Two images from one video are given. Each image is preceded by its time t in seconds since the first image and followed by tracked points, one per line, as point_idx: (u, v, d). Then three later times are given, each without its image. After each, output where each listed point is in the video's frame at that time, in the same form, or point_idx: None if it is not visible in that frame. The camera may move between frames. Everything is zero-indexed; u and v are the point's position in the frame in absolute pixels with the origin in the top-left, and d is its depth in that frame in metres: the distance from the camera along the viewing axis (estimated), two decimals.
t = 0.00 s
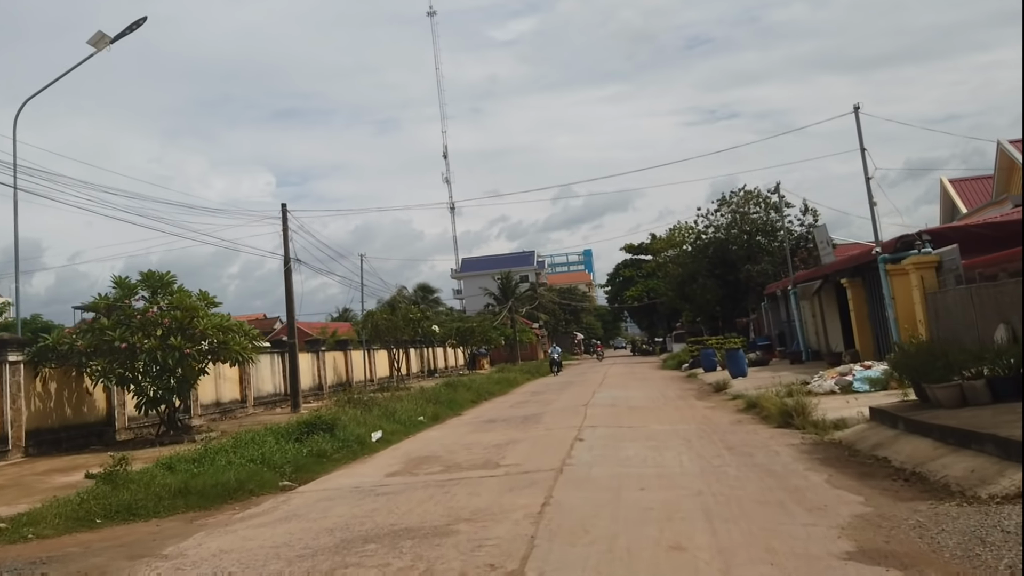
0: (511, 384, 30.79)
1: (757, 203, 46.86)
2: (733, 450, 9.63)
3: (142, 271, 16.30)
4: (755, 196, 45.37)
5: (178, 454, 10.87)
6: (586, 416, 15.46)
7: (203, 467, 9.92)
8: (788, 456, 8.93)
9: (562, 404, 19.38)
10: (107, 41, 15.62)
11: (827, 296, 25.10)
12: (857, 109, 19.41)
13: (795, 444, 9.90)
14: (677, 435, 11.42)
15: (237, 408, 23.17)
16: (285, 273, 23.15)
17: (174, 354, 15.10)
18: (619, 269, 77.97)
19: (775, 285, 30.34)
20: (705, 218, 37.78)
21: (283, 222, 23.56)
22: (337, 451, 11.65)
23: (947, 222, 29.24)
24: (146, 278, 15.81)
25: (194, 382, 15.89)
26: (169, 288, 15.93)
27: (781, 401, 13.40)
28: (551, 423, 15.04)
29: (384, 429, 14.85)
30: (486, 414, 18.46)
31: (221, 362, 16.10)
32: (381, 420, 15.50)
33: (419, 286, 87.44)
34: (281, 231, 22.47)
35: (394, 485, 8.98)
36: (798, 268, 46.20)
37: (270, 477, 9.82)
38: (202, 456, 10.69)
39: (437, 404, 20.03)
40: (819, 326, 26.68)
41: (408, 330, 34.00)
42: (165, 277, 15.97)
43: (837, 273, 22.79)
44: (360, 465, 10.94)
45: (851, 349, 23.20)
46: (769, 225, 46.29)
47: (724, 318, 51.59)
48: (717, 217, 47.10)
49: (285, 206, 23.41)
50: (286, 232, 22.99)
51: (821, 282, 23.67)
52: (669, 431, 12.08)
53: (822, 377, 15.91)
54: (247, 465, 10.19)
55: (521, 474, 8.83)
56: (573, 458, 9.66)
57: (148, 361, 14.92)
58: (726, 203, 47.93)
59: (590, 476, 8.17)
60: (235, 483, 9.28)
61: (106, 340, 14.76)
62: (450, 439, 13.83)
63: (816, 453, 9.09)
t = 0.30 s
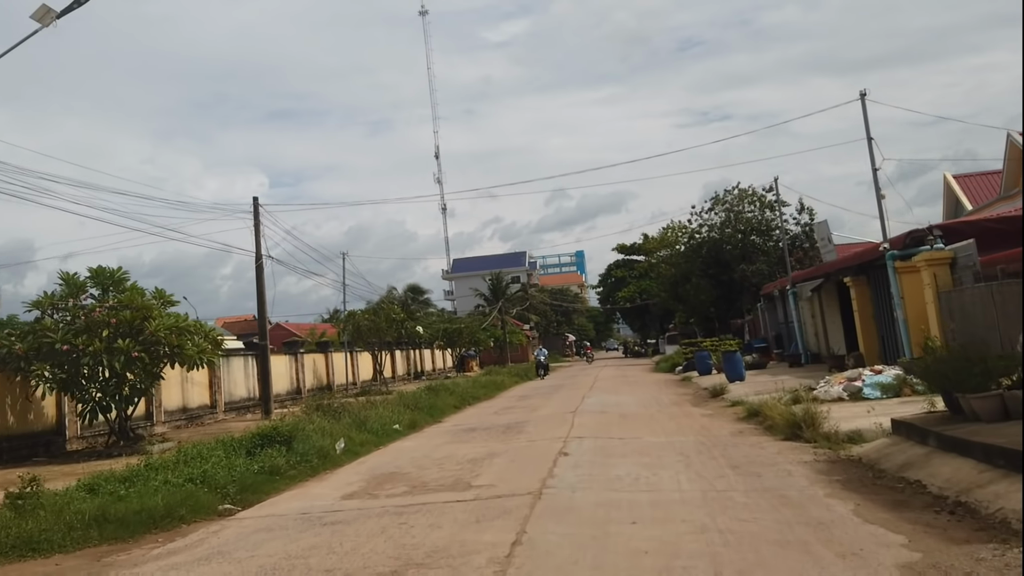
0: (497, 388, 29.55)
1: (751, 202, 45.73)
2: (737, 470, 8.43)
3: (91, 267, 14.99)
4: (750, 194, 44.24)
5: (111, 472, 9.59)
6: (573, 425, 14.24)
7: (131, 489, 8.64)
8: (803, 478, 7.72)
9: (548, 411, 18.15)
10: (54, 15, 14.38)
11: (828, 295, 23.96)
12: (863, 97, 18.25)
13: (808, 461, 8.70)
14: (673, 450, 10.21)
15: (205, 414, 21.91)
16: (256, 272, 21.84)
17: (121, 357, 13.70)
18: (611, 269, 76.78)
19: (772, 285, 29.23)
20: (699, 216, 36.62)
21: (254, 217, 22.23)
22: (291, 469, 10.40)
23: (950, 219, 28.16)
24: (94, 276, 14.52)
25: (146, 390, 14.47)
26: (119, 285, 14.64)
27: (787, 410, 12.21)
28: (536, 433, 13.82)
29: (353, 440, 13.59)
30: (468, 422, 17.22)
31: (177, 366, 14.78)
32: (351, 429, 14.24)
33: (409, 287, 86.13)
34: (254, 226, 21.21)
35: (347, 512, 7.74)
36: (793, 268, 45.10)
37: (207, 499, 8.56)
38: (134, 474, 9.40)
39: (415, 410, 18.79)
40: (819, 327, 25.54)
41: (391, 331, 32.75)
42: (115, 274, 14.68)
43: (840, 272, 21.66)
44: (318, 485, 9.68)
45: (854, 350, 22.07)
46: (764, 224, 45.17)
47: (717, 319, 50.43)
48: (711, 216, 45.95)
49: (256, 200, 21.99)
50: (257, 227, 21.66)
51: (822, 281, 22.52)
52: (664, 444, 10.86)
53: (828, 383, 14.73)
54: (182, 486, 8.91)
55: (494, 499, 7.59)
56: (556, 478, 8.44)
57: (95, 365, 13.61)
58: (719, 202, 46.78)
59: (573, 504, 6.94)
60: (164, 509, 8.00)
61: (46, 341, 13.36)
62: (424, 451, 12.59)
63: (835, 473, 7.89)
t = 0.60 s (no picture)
0: (482, 391, 28.22)
1: (744, 200, 44.53)
2: (746, 499, 7.11)
3: (27, 261, 13.59)
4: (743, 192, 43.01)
5: (14, 497, 8.24)
6: (558, 436, 12.93)
7: (29, 520, 7.30)
8: (827, 511, 6.41)
9: (532, 418, 16.86)
10: None
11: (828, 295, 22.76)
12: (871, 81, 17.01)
13: (828, 487, 7.40)
14: (669, 469, 8.92)
15: (167, 420, 20.53)
16: (222, 269, 20.37)
17: (52, 363, 12.29)
18: (601, 269, 75.51)
19: (768, 283, 28.00)
20: (692, 213, 35.34)
21: (219, 211, 20.70)
22: (231, 490, 9.07)
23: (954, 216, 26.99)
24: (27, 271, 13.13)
25: (84, 398, 13.09)
26: (55, 282, 13.25)
27: (796, 422, 10.92)
28: (516, 445, 12.51)
29: (313, 453, 12.24)
30: (444, 431, 15.88)
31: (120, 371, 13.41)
32: (311, 441, 12.87)
33: (397, 286, 84.71)
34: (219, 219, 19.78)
35: (277, 552, 6.41)
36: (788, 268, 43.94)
37: (117, 532, 7.22)
38: (39, 501, 8.05)
39: (389, 417, 17.43)
40: (818, 329, 24.36)
41: (371, 332, 31.39)
42: (53, 269, 13.29)
43: (843, 269, 20.44)
44: (257, 511, 8.36)
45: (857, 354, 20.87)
46: (758, 222, 43.96)
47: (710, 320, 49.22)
48: (704, 214, 44.72)
49: (222, 192, 20.48)
50: (223, 221, 20.14)
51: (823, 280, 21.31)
52: (658, 462, 9.56)
53: (837, 390, 13.45)
54: (91, 516, 7.57)
55: (455, 537, 6.28)
56: (531, 507, 7.13)
57: (24, 371, 12.23)
58: (712, 200, 45.55)
59: (549, 547, 5.63)
60: (58, 546, 6.66)
61: None
62: (390, 467, 11.26)
63: (864, 504, 6.62)
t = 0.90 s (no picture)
0: (468, 396, 26.93)
1: (740, 197, 43.33)
2: (765, 537, 5.84)
3: None
4: (739, 189, 41.82)
5: None
6: (543, 449, 11.65)
7: None
8: (869, 555, 5.16)
9: (518, 426, 15.59)
10: None
11: (832, 295, 21.62)
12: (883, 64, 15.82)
13: (863, 521, 6.14)
14: (671, 494, 7.66)
15: (129, 427, 19.19)
16: (187, 265, 19.00)
17: None
18: (593, 270, 74.27)
19: (767, 283, 26.74)
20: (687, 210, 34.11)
21: (185, 202, 19.31)
22: (156, 520, 7.78)
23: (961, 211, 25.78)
24: None
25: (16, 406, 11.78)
26: None
27: (812, 435, 9.67)
28: (497, 459, 11.24)
29: (270, 469, 10.96)
30: (422, 442, 14.59)
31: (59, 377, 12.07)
32: (270, 454, 11.57)
33: (386, 287, 83.39)
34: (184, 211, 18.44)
35: None
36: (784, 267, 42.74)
37: None
38: None
39: (364, 425, 16.13)
40: (821, 331, 23.22)
41: (353, 333, 30.07)
42: None
43: (848, 268, 19.22)
44: (182, 546, 7.07)
45: (864, 357, 19.73)
46: (753, 221, 42.75)
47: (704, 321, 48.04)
48: (698, 212, 43.49)
49: (188, 182, 18.89)
50: (188, 214, 18.75)
51: (828, 279, 20.16)
52: (658, 484, 8.28)
53: (852, 397, 12.23)
54: None
55: None
56: (503, 549, 5.85)
57: None
58: (707, 197, 44.36)
59: None
60: None
61: None
62: (353, 486, 9.98)
63: (913, 546, 5.36)
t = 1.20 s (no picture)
0: (455, 399, 25.59)
1: (738, 194, 42.11)
2: None
3: None
4: (738, 185, 40.58)
5: None
6: (530, 463, 10.36)
7: None
8: None
9: (504, 434, 14.29)
10: None
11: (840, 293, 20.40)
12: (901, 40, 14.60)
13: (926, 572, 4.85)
14: (677, 526, 6.37)
15: (87, 435, 17.82)
16: (149, 259, 17.60)
17: None
18: (587, 269, 72.95)
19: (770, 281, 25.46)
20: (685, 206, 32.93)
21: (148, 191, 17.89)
22: (57, 557, 6.46)
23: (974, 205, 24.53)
24: None
25: None
26: None
27: (839, 450, 8.40)
28: (477, 475, 9.93)
29: (218, 486, 9.65)
30: (399, 452, 13.29)
31: None
32: (221, 469, 10.26)
33: (379, 286, 82.03)
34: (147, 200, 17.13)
35: None
36: (784, 266, 41.51)
37: None
38: None
39: (337, 433, 14.80)
40: (829, 331, 21.96)
41: (335, 334, 28.73)
42: None
43: (861, 264, 17.96)
44: None
45: (876, 360, 18.50)
46: (752, 219, 41.52)
47: (701, 321, 46.78)
48: (696, 210, 42.23)
49: (151, 169, 17.62)
50: (151, 204, 17.34)
51: (837, 276, 18.93)
52: (661, 512, 6.98)
53: (875, 405, 10.96)
54: None
55: None
56: None
57: None
58: (704, 195, 43.13)
59: None
60: None
61: None
62: (310, 508, 8.68)
63: None
